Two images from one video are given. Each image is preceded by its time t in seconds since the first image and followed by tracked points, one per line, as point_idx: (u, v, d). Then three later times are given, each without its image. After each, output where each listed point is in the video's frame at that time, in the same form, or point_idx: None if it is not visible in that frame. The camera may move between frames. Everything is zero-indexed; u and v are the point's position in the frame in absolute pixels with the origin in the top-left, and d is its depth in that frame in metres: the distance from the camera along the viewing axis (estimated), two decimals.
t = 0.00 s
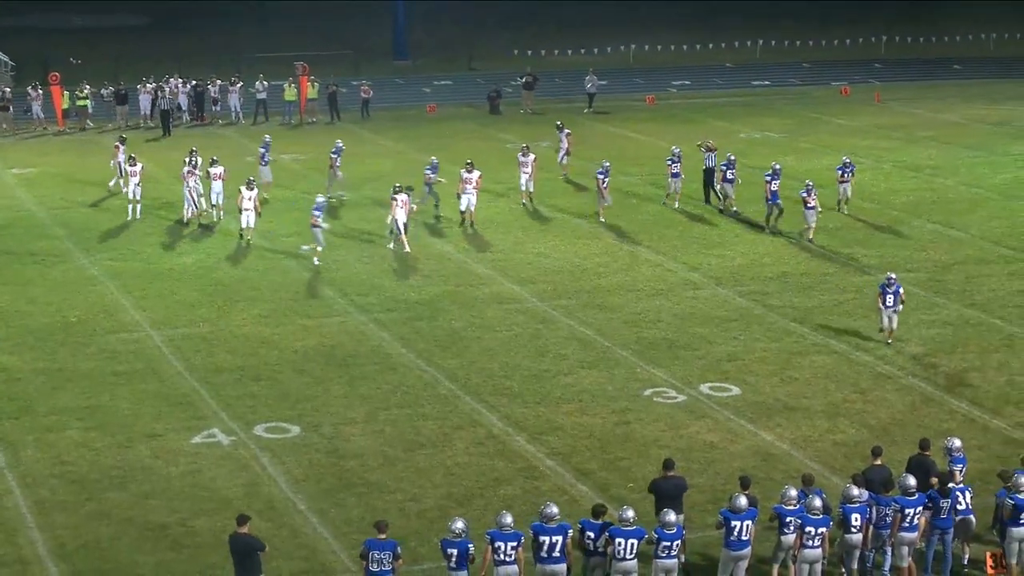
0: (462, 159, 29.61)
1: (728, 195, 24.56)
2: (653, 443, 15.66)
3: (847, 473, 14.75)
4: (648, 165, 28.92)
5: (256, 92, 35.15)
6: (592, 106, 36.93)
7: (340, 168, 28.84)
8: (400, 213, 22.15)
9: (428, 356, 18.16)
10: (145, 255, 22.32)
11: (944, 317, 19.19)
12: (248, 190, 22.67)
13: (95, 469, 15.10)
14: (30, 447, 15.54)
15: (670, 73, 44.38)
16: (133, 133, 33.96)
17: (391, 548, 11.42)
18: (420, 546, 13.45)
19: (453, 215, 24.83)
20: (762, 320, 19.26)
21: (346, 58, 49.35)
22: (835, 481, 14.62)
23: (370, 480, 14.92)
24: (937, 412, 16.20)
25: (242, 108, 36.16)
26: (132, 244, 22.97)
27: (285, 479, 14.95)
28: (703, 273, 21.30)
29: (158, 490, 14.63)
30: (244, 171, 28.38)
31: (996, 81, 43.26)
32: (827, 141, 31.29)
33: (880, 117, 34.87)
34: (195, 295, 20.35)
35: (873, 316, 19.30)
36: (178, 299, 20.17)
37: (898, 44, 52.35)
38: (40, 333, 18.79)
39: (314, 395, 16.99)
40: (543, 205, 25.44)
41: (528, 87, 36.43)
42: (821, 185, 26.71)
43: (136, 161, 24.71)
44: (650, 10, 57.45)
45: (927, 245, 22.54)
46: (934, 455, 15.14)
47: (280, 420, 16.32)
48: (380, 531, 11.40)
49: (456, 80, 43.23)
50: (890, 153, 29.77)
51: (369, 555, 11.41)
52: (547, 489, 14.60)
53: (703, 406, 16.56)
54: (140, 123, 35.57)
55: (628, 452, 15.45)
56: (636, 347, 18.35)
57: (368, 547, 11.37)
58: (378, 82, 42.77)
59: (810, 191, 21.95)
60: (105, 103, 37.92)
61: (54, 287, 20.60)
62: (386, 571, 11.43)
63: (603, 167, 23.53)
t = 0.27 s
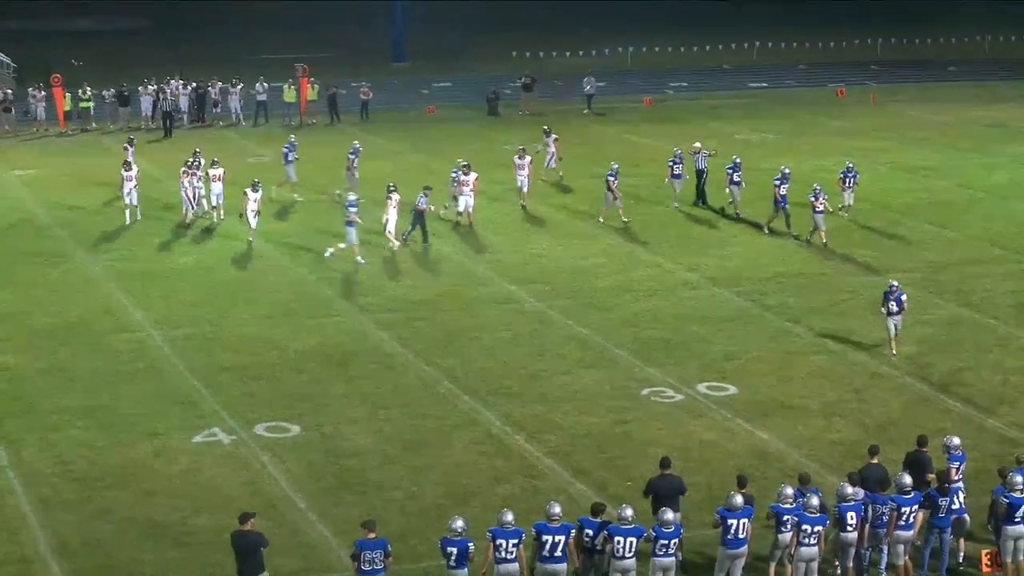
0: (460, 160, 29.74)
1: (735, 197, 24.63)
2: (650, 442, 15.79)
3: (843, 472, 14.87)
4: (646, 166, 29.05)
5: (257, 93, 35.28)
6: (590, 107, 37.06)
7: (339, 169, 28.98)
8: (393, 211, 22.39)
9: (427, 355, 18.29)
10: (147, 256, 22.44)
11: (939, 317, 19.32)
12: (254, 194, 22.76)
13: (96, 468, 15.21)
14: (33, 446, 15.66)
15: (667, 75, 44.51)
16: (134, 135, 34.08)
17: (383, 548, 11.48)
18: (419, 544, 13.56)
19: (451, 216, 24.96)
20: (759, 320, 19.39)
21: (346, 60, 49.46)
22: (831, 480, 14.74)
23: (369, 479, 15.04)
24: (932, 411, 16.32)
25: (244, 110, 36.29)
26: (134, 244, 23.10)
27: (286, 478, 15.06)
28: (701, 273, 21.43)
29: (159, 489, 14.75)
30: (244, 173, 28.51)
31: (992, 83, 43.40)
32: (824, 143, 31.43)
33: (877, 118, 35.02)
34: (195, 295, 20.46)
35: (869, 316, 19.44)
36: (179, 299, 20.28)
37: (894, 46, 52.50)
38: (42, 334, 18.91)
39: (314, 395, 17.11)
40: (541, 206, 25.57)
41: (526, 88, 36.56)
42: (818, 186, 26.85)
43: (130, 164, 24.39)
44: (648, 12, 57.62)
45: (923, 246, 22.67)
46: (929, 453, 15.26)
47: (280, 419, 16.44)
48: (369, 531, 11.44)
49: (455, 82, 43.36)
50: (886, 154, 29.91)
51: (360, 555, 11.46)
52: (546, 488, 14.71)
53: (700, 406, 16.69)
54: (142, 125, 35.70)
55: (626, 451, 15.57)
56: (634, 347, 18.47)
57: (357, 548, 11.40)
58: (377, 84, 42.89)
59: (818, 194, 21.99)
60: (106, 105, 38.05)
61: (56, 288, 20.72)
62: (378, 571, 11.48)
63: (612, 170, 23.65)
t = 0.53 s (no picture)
0: (458, 161, 29.80)
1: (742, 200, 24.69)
2: (648, 441, 15.86)
3: (840, 471, 14.94)
4: (643, 167, 29.12)
5: (256, 94, 35.34)
6: (587, 108, 37.12)
7: (337, 169, 29.03)
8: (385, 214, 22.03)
9: (426, 355, 18.35)
10: (146, 256, 22.49)
11: (936, 317, 19.40)
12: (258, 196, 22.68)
13: (96, 468, 15.26)
14: (33, 446, 15.72)
15: (664, 76, 44.55)
16: (134, 136, 34.13)
17: (377, 546, 11.54)
18: (419, 544, 13.62)
19: (449, 216, 25.02)
20: (756, 320, 19.46)
21: (345, 60, 49.52)
22: (829, 479, 14.81)
23: (368, 478, 15.11)
24: (929, 411, 16.40)
25: (243, 111, 36.35)
26: (133, 245, 23.15)
27: (285, 477, 15.12)
28: (698, 274, 21.51)
29: (159, 489, 14.80)
30: (242, 174, 28.56)
31: (988, 84, 43.49)
32: (821, 143, 31.50)
33: (873, 119, 35.11)
34: (194, 295, 20.52)
35: (866, 316, 19.52)
36: (178, 299, 20.34)
37: (890, 48, 52.59)
38: (42, 334, 18.96)
39: (313, 395, 17.17)
40: (539, 207, 25.64)
41: (523, 89, 36.62)
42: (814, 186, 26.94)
43: (126, 165, 24.21)
44: (644, 14, 57.68)
45: (919, 246, 22.74)
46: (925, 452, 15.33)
47: (280, 419, 16.51)
48: (363, 530, 11.50)
49: (452, 83, 43.41)
50: (883, 154, 29.99)
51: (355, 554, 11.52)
52: (544, 487, 14.78)
53: (698, 405, 16.76)
54: (142, 125, 35.76)
55: (624, 450, 15.64)
56: (632, 347, 18.54)
57: (352, 547, 11.46)
58: (375, 85, 42.94)
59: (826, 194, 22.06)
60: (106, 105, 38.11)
61: (56, 288, 20.77)
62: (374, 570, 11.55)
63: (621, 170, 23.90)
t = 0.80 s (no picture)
0: (455, 162, 29.88)
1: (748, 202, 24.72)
2: (644, 441, 15.93)
3: (836, 471, 15.01)
4: (640, 168, 29.19)
5: (255, 96, 35.42)
6: (585, 109, 37.21)
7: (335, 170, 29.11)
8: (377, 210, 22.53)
9: (423, 355, 18.43)
10: (145, 257, 22.57)
11: (931, 317, 19.48)
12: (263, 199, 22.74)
13: (95, 468, 15.34)
14: (32, 446, 15.79)
15: (661, 78, 44.62)
16: (133, 137, 34.20)
17: (372, 545, 11.62)
18: (415, 542, 13.70)
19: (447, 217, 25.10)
20: (752, 320, 19.53)
21: (343, 61, 49.59)
22: (824, 477, 14.88)
23: (366, 477, 15.19)
24: (923, 410, 16.48)
25: (242, 112, 36.44)
26: (132, 245, 23.23)
27: (283, 477, 15.20)
28: (694, 274, 21.58)
29: (158, 488, 14.88)
30: (241, 174, 28.64)
31: (984, 84, 43.58)
32: (818, 144, 31.58)
33: (869, 120, 35.19)
34: (192, 296, 20.60)
35: (861, 315, 19.60)
36: (177, 300, 20.42)
37: (886, 49, 52.68)
38: (41, 334, 19.03)
39: (311, 395, 17.25)
40: (536, 207, 25.71)
41: (521, 90, 36.70)
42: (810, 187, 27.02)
43: (119, 170, 24.22)
44: (641, 15, 57.75)
45: (915, 246, 22.82)
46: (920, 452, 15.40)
47: (278, 419, 16.59)
48: (358, 530, 11.58)
49: (450, 84, 43.50)
50: (879, 155, 30.07)
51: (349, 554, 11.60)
52: (541, 486, 14.86)
53: (694, 405, 16.84)
54: (141, 127, 35.84)
55: (620, 450, 15.72)
56: (628, 347, 18.61)
57: (346, 547, 11.54)
58: (372, 86, 43.03)
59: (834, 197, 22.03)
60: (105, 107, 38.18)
61: (56, 289, 20.84)
62: (369, 568, 11.63)
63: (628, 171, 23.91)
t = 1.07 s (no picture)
0: (451, 163, 29.98)
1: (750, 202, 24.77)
2: (640, 440, 16.02)
3: (830, 469, 15.10)
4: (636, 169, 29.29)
5: (253, 97, 35.51)
6: (581, 110, 37.32)
7: (331, 171, 29.20)
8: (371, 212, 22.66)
9: (420, 355, 18.52)
10: (143, 257, 22.65)
11: (925, 317, 19.58)
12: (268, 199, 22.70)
13: (94, 467, 15.42)
14: (31, 446, 15.87)
15: (657, 79, 44.72)
16: (132, 138, 34.27)
17: (367, 544, 11.70)
18: (412, 541, 13.79)
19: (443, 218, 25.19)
20: (747, 320, 19.63)
21: (341, 63, 49.71)
22: (818, 476, 14.97)
23: (363, 476, 15.27)
24: (916, 410, 16.58)
25: (240, 113, 36.52)
26: (130, 246, 23.31)
27: (281, 476, 15.28)
28: (690, 274, 21.68)
29: (156, 488, 14.96)
30: (238, 175, 28.73)
31: (978, 86, 43.73)
32: (813, 145, 31.69)
33: (863, 121, 35.31)
34: (190, 296, 20.69)
35: (855, 315, 19.71)
36: (175, 300, 20.50)
37: (880, 50, 52.81)
38: (40, 334, 19.12)
39: (308, 394, 17.34)
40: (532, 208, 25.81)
41: (517, 91, 36.80)
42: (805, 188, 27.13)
43: (113, 172, 24.02)
44: (636, 16, 57.85)
45: (909, 247, 22.92)
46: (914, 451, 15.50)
47: (275, 419, 16.67)
48: (353, 529, 11.66)
49: (447, 86, 43.59)
50: (873, 156, 30.18)
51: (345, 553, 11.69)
52: (537, 485, 14.94)
53: (689, 404, 16.94)
54: (139, 128, 35.91)
55: (615, 449, 15.81)
56: (624, 347, 18.71)
57: (341, 545, 11.63)
58: (369, 87, 43.12)
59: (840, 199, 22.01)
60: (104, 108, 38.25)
61: (54, 289, 20.92)
62: (364, 567, 11.71)
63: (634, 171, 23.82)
